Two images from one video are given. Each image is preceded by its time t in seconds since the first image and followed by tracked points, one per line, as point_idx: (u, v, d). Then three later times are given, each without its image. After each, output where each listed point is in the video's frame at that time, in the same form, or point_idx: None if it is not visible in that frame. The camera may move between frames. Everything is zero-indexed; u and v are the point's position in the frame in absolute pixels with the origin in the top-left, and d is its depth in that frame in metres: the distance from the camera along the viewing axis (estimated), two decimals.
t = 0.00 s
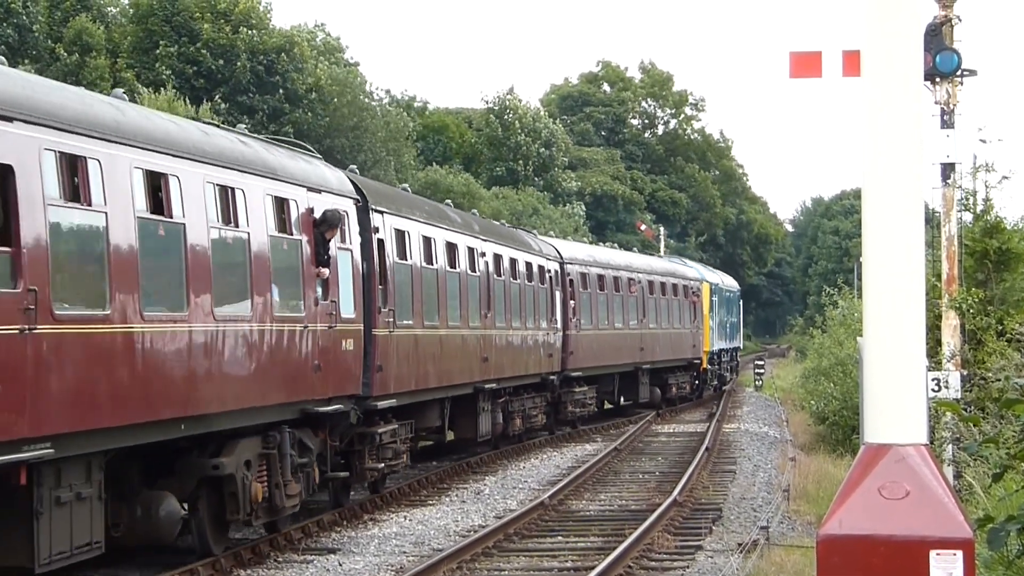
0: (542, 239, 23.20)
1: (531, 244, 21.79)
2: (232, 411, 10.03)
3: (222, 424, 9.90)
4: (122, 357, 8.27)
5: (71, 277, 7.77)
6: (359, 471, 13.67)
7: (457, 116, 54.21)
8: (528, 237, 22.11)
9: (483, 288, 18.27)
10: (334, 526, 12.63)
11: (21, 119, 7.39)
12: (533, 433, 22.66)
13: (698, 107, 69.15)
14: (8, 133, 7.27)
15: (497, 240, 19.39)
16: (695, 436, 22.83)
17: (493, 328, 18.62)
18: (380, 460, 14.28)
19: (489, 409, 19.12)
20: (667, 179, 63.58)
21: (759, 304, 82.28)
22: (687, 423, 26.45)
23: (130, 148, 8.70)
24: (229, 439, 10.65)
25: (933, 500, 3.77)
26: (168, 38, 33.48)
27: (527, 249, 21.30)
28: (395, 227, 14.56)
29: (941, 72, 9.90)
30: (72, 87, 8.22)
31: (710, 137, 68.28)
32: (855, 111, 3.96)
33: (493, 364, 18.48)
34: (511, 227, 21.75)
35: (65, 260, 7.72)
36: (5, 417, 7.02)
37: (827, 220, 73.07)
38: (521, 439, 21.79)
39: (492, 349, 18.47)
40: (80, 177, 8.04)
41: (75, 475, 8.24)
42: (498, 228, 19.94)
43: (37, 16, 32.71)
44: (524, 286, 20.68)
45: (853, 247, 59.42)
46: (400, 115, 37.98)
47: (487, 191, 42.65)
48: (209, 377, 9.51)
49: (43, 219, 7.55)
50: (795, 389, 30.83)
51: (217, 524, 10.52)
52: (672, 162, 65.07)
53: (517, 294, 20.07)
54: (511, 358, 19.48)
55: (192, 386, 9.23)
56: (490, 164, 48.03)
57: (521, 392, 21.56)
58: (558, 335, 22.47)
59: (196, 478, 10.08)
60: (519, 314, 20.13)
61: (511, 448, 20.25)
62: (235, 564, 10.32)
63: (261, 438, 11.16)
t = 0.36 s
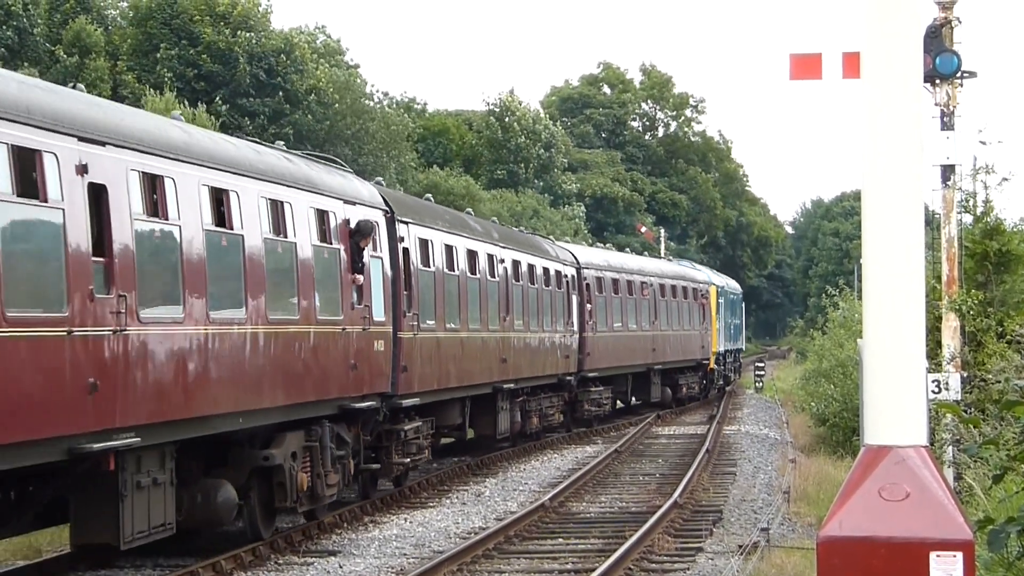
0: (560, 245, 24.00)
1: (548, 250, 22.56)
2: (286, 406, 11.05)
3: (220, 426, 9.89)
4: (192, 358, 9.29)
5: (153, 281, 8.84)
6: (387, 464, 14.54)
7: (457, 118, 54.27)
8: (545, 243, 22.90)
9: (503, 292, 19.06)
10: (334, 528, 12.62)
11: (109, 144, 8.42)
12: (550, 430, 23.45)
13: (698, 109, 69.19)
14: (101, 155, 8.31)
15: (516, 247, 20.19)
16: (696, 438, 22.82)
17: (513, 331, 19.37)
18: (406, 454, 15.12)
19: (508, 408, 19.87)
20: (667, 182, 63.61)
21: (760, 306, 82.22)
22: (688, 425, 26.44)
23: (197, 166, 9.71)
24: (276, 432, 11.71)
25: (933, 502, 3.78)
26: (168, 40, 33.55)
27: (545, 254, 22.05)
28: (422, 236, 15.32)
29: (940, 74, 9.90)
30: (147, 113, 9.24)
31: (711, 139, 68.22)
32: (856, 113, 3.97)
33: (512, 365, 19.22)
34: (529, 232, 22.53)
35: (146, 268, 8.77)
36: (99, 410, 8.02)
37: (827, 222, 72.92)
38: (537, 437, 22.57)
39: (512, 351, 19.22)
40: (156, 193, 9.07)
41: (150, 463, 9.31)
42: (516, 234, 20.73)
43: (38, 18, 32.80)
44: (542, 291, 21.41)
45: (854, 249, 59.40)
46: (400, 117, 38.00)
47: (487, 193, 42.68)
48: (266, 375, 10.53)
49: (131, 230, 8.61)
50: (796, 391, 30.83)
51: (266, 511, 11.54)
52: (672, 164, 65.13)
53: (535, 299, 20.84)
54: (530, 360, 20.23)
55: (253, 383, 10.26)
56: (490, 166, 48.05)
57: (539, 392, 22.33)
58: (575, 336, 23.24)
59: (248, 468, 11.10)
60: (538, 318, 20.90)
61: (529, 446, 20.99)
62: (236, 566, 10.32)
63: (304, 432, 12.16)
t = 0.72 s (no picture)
0: (575, 251, 25.02)
1: (563, 255, 23.56)
2: (327, 401, 12.07)
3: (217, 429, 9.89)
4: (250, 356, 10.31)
5: (217, 286, 9.88)
6: (409, 459, 15.49)
7: (455, 121, 54.30)
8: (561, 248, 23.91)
9: (519, 296, 20.07)
10: (332, 530, 12.61)
11: (180, 163, 9.51)
12: (567, 429, 24.42)
13: (697, 111, 69.25)
14: (174, 174, 9.38)
15: (532, 253, 21.21)
16: (693, 440, 22.83)
17: (529, 333, 20.38)
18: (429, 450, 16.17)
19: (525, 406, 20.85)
20: (666, 184, 63.64)
21: (758, 308, 82.22)
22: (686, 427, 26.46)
23: (251, 183, 10.76)
24: (315, 426, 12.73)
25: (931, 504, 3.78)
26: (166, 42, 33.56)
27: (559, 260, 23.05)
28: (440, 245, 16.32)
29: (938, 77, 9.93)
30: (207, 135, 10.27)
31: (709, 142, 68.17)
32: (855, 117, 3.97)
33: (528, 365, 20.19)
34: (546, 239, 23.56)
35: (211, 274, 9.80)
36: (174, 402, 9.07)
37: (826, 224, 72.90)
38: (553, 435, 23.53)
39: (527, 351, 20.20)
40: (218, 207, 10.11)
41: (210, 453, 10.35)
42: (531, 240, 21.76)
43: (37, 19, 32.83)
44: (557, 295, 22.41)
45: (852, 251, 59.41)
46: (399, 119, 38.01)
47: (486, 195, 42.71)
48: (311, 373, 11.55)
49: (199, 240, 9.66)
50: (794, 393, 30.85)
51: (305, 500, 12.58)
52: (671, 167, 65.21)
53: (551, 302, 21.85)
54: (545, 361, 21.21)
55: (301, 380, 11.28)
56: (489, 168, 48.10)
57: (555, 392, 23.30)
58: (591, 338, 24.19)
59: (290, 460, 12.17)
60: (553, 321, 21.91)
61: (545, 443, 21.94)
62: (233, 568, 10.30)
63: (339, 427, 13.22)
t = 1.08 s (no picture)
0: (589, 254, 26.11)
1: (576, 258, 24.65)
2: (359, 397, 13.14)
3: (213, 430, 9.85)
4: (295, 355, 11.36)
5: (267, 289, 10.95)
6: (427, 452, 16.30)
7: (452, 121, 54.34)
8: (575, 252, 24.98)
9: (533, 297, 21.16)
10: (330, 530, 12.60)
11: (237, 178, 10.62)
12: (581, 426, 25.45)
13: (694, 111, 69.30)
14: (233, 189, 10.49)
15: (545, 257, 22.31)
16: (691, 440, 22.84)
17: (543, 332, 21.41)
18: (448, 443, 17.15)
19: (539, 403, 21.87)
20: (664, 184, 63.70)
21: (755, 308, 82.24)
22: (683, 427, 26.48)
23: (297, 195, 11.89)
24: (345, 420, 13.77)
25: (927, 504, 3.78)
26: (163, 43, 33.58)
27: (573, 262, 24.12)
28: (455, 250, 17.41)
29: (936, 77, 9.93)
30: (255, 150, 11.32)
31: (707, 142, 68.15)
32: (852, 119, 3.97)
33: (542, 363, 21.23)
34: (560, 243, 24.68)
35: (264, 280, 10.89)
36: (234, 396, 10.15)
37: (823, 224, 72.94)
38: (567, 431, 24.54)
39: (540, 350, 21.22)
40: (268, 219, 11.20)
41: (258, 444, 11.44)
42: (543, 244, 22.86)
43: (35, 20, 32.87)
44: (570, 296, 23.48)
45: (850, 251, 59.39)
46: (396, 119, 38.02)
47: (483, 195, 42.74)
48: (346, 370, 12.61)
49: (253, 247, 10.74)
50: (791, 393, 30.86)
51: (335, 489, 13.57)
52: (669, 167, 65.27)
53: (564, 303, 22.94)
54: (559, 359, 22.25)
55: (336, 376, 12.33)
56: (486, 168, 48.15)
57: (569, 390, 24.33)
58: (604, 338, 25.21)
59: (323, 451, 13.15)
60: (567, 321, 22.97)
61: (559, 438, 23.00)
62: (231, 568, 10.29)
63: (367, 421, 14.22)
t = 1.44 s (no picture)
0: (603, 257, 27.24)
1: (589, 260, 25.75)
2: (387, 392, 14.17)
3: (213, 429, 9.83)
4: (334, 353, 12.42)
5: (313, 291, 12.06)
6: (445, 444, 17.31)
7: (451, 120, 54.35)
8: (587, 253, 26.08)
9: (546, 297, 22.21)
10: (329, 529, 12.59)
11: (287, 190, 11.74)
12: (596, 422, 26.57)
13: (694, 110, 69.33)
14: (283, 200, 11.60)
15: (558, 259, 23.40)
16: (690, 439, 22.84)
17: (556, 331, 22.47)
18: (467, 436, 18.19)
19: (554, 399, 22.94)
20: (663, 183, 63.69)
21: (754, 308, 82.17)
22: (682, 426, 26.47)
23: (335, 205, 13.00)
24: (372, 414, 14.79)
25: (928, 504, 3.78)
26: (163, 42, 33.59)
27: (586, 264, 25.23)
28: (471, 254, 18.45)
29: (935, 76, 9.93)
30: (300, 164, 12.41)
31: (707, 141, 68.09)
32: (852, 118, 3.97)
33: (555, 361, 22.28)
34: (574, 245, 25.79)
35: (310, 284, 11.98)
36: (285, 390, 11.18)
37: (821, 223, 72.89)
38: (583, 427, 25.65)
39: (552, 348, 22.26)
40: (347, 235, 13.34)
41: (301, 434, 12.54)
42: (557, 246, 23.95)
43: (34, 19, 32.89)
44: (583, 297, 24.55)
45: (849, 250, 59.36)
46: (395, 119, 38.01)
47: (483, 195, 42.74)
48: (378, 366, 13.70)
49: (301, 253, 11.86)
50: (791, 392, 30.84)
51: (364, 478, 14.57)
52: (668, 166, 65.26)
53: (577, 303, 24.04)
54: (572, 357, 23.30)
55: (369, 373, 13.39)
56: (485, 168, 48.15)
57: (584, 386, 25.44)
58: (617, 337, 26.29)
59: (353, 443, 14.16)
60: (580, 320, 24.06)
61: (575, 433, 24.10)
62: (230, 568, 10.29)
63: (392, 416, 15.25)
